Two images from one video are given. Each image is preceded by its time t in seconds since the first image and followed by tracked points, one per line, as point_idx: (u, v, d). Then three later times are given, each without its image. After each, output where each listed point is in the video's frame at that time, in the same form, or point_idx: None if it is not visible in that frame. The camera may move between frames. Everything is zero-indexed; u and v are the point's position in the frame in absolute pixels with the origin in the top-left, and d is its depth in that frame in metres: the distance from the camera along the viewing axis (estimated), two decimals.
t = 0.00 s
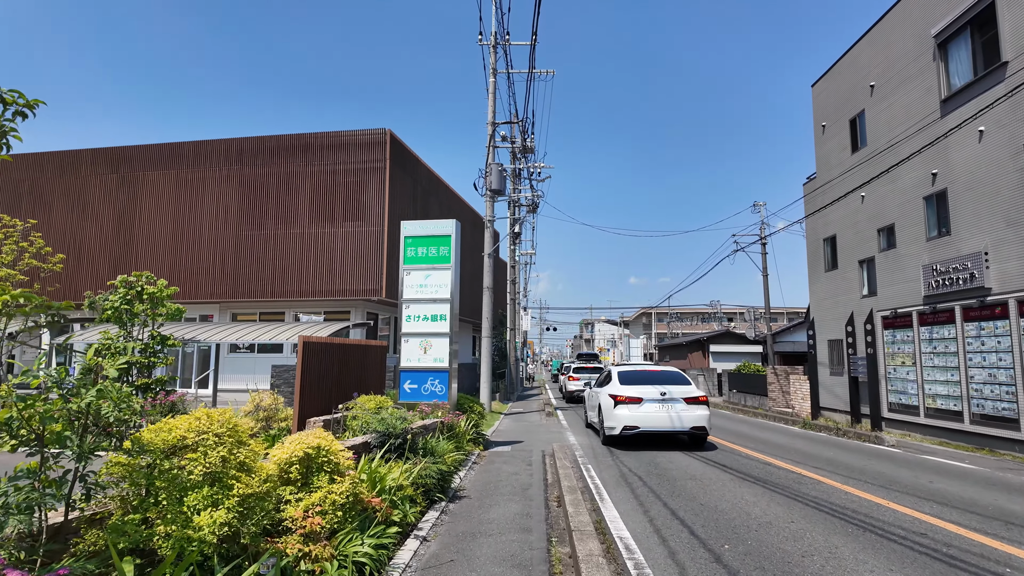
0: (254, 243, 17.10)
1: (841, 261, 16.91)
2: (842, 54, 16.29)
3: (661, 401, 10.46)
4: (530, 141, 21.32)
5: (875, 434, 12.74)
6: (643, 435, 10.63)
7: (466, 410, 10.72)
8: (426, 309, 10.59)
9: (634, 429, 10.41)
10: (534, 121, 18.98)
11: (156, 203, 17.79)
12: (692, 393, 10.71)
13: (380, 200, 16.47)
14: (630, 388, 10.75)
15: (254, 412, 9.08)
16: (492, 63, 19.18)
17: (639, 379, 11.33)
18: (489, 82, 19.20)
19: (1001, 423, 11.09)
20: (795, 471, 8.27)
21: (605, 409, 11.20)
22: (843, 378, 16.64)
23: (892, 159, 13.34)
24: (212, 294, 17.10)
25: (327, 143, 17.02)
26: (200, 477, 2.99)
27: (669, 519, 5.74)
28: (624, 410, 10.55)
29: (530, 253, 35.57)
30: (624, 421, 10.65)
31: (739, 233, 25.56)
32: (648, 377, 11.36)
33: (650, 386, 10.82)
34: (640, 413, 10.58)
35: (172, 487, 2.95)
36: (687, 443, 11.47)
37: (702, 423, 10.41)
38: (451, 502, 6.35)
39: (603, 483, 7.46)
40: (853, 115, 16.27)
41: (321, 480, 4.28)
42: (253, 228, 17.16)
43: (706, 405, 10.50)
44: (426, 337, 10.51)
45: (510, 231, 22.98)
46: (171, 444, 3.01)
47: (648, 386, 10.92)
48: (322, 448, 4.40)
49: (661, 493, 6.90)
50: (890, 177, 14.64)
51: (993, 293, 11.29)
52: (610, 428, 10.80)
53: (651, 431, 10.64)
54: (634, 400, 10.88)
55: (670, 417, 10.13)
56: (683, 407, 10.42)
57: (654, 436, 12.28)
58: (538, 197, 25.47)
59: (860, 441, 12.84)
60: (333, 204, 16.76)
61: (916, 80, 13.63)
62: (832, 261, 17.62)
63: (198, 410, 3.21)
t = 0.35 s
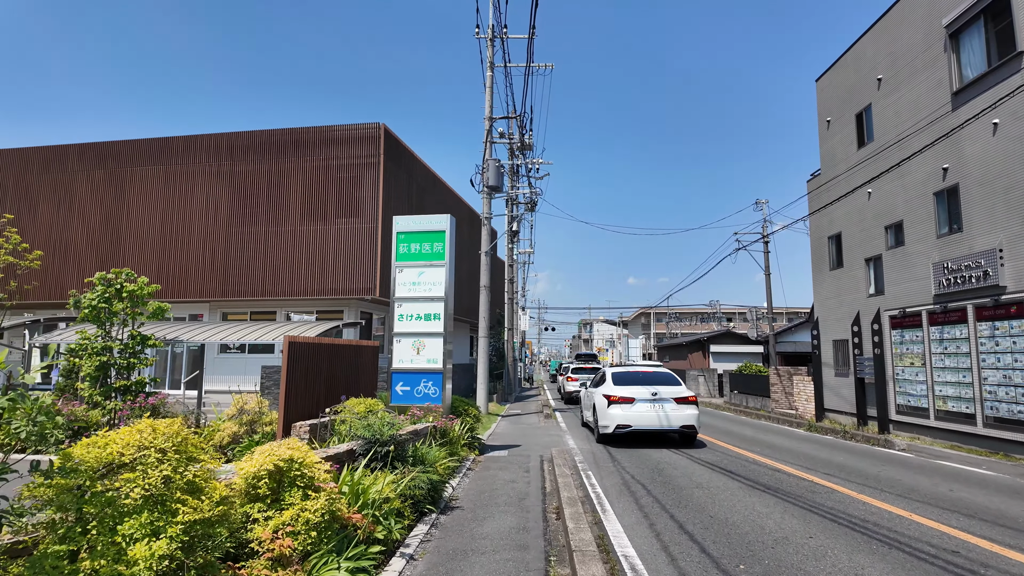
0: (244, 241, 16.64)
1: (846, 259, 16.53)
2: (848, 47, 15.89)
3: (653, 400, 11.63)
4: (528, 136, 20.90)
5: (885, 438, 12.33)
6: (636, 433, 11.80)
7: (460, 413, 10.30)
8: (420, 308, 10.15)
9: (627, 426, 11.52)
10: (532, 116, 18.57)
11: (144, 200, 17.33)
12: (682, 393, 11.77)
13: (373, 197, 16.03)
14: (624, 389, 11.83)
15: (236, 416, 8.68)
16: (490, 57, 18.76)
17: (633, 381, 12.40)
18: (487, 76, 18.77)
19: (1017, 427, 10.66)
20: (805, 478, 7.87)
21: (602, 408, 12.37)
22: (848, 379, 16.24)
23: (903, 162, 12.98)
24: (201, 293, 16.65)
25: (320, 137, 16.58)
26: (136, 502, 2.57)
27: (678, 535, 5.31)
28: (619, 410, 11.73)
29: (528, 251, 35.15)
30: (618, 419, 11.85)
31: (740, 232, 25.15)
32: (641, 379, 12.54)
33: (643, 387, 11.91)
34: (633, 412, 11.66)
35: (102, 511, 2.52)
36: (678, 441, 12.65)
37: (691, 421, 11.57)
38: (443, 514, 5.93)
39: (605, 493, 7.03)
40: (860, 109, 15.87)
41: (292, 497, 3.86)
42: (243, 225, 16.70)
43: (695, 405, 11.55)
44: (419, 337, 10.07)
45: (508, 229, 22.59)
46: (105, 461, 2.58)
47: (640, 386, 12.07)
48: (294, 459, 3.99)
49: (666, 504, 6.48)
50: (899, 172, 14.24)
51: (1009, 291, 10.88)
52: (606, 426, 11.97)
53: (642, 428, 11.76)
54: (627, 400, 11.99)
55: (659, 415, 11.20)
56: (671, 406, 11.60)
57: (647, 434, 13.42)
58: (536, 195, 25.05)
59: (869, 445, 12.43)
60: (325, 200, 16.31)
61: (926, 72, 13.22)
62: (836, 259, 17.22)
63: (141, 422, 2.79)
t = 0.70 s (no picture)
0: (231, 238, 16.15)
1: (849, 257, 16.16)
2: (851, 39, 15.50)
3: (642, 401, 12.89)
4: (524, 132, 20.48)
5: (891, 440, 11.91)
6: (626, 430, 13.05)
7: (452, 416, 9.86)
8: (408, 306, 9.69)
9: (619, 424, 12.73)
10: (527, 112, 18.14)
11: (126, 195, 16.83)
12: (670, 394, 13.01)
13: (364, 192, 15.57)
14: (615, 390, 13.09)
15: (214, 420, 8.26)
16: (485, 50, 18.32)
17: (625, 382, 13.63)
18: (481, 70, 18.34)
19: None
20: (814, 485, 7.44)
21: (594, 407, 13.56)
22: (851, 380, 15.87)
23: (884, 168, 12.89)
24: (187, 291, 16.17)
25: (308, 131, 16.11)
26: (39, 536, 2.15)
27: (683, 552, 4.88)
28: (611, 411, 12.94)
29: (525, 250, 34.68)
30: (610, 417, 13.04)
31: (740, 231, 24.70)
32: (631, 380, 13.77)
33: (633, 389, 13.17)
34: (624, 411, 12.92)
35: None
36: (664, 437, 13.81)
37: (677, 420, 12.86)
38: (427, 527, 5.48)
39: (604, 502, 6.60)
40: (863, 103, 15.49)
41: (252, 516, 3.40)
42: (230, 221, 16.21)
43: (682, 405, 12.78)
44: (407, 336, 9.62)
45: (503, 227, 22.17)
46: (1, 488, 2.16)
47: (631, 388, 13.32)
48: (256, 472, 3.53)
49: (669, 515, 6.04)
50: (904, 167, 13.85)
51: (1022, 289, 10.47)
52: (598, 424, 13.18)
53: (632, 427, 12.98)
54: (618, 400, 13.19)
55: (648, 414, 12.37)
56: (660, 407, 12.86)
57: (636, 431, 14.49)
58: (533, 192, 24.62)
59: (875, 448, 12.02)
60: (315, 196, 15.84)
61: (933, 63, 12.82)
62: (838, 257, 16.86)
63: (52, 435, 2.38)
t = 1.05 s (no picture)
0: (220, 234, 15.71)
1: (856, 255, 15.76)
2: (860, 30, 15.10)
3: (639, 401, 12.94)
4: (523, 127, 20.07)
5: (904, 443, 11.47)
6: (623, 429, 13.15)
7: (447, 418, 9.39)
8: (402, 303, 9.25)
9: (616, 424, 12.78)
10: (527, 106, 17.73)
11: (114, 191, 16.38)
12: (667, 393, 13.06)
13: (357, 188, 15.12)
14: (613, 389, 13.16)
15: (192, 424, 7.79)
16: (483, 43, 17.91)
17: (623, 381, 13.67)
18: (480, 63, 17.93)
19: None
20: (831, 492, 7.02)
21: (591, 406, 13.61)
22: (858, 381, 15.46)
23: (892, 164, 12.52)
24: (175, 289, 15.74)
25: (301, 125, 15.67)
26: None
27: (696, 570, 4.45)
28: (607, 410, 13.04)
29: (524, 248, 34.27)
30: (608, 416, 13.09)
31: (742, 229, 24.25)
32: (629, 379, 13.81)
33: (631, 388, 13.20)
34: (621, 411, 12.99)
35: None
36: (661, 436, 13.83)
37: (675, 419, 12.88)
38: (418, 540, 5.05)
39: (608, 512, 6.17)
40: (871, 96, 15.09)
41: (211, 536, 2.96)
42: (219, 217, 15.77)
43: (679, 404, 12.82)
44: (401, 335, 9.19)
45: (502, 224, 21.77)
46: None
47: (627, 387, 13.38)
48: (215, 485, 3.09)
49: (679, 527, 5.66)
50: (915, 161, 13.46)
51: None
52: (595, 423, 13.28)
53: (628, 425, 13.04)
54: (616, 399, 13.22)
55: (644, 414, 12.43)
56: (657, 406, 12.89)
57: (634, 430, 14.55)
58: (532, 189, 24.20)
59: (886, 451, 11.58)
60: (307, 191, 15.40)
61: (946, 53, 12.42)
62: (845, 255, 16.46)
63: None
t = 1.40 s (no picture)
0: (211, 230, 15.26)
1: (863, 252, 15.36)
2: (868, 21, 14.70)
3: (638, 400, 12.56)
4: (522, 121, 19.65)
5: (916, 447, 11.04)
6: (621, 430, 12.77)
7: (443, 421, 8.96)
8: (394, 301, 8.82)
9: (613, 424, 12.42)
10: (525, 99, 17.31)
11: (101, 188, 15.94)
12: (664, 394, 12.69)
13: (352, 183, 14.69)
14: (611, 389, 12.78)
15: (171, 428, 7.36)
16: (481, 35, 17.49)
17: (621, 381, 13.31)
18: (477, 56, 17.51)
19: None
20: (848, 501, 6.61)
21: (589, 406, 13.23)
22: (865, 381, 15.06)
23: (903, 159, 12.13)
24: (164, 287, 15.30)
25: (293, 119, 15.23)
26: None
27: None
28: (605, 410, 12.65)
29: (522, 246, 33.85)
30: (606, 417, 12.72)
31: (745, 226, 23.82)
32: (627, 378, 13.44)
33: (628, 388, 12.83)
34: (619, 411, 12.60)
35: None
36: (661, 437, 13.46)
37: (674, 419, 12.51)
38: (407, 557, 4.64)
39: (614, 524, 5.75)
40: (880, 88, 14.69)
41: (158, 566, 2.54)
42: (210, 213, 15.32)
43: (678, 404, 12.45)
44: (393, 334, 8.77)
45: (500, 222, 21.35)
46: None
47: (625, 386, 13.00)
48: (166, 506, 2.67)
49: (689, 541, 5.25)
50: (926, 155, 13.06)
51: None
52: (592, 424, 12.91)
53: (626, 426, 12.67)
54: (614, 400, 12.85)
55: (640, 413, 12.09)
56: (655, 405, 12.52)
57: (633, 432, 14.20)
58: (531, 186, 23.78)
59: (898, 454, 11.16)
60: (300, 186, 14.96)
61: (959, 43, 12.02)
62: (852, 252, 16.05)
63: None
